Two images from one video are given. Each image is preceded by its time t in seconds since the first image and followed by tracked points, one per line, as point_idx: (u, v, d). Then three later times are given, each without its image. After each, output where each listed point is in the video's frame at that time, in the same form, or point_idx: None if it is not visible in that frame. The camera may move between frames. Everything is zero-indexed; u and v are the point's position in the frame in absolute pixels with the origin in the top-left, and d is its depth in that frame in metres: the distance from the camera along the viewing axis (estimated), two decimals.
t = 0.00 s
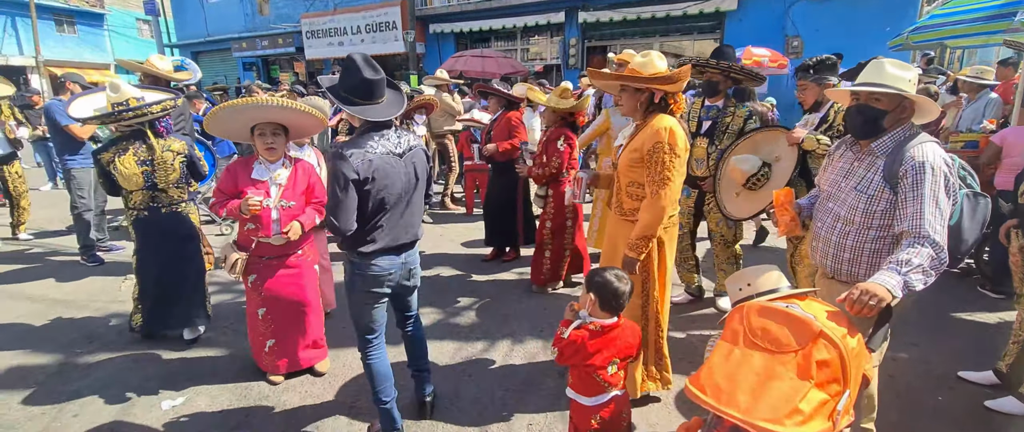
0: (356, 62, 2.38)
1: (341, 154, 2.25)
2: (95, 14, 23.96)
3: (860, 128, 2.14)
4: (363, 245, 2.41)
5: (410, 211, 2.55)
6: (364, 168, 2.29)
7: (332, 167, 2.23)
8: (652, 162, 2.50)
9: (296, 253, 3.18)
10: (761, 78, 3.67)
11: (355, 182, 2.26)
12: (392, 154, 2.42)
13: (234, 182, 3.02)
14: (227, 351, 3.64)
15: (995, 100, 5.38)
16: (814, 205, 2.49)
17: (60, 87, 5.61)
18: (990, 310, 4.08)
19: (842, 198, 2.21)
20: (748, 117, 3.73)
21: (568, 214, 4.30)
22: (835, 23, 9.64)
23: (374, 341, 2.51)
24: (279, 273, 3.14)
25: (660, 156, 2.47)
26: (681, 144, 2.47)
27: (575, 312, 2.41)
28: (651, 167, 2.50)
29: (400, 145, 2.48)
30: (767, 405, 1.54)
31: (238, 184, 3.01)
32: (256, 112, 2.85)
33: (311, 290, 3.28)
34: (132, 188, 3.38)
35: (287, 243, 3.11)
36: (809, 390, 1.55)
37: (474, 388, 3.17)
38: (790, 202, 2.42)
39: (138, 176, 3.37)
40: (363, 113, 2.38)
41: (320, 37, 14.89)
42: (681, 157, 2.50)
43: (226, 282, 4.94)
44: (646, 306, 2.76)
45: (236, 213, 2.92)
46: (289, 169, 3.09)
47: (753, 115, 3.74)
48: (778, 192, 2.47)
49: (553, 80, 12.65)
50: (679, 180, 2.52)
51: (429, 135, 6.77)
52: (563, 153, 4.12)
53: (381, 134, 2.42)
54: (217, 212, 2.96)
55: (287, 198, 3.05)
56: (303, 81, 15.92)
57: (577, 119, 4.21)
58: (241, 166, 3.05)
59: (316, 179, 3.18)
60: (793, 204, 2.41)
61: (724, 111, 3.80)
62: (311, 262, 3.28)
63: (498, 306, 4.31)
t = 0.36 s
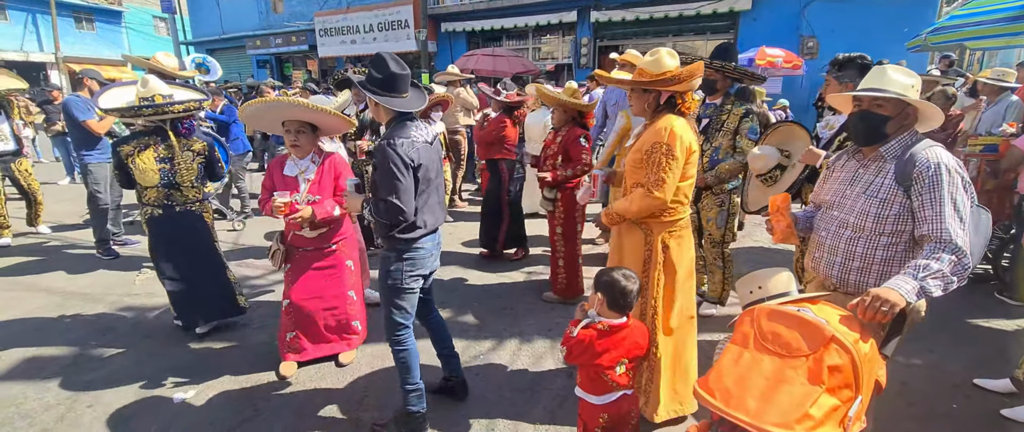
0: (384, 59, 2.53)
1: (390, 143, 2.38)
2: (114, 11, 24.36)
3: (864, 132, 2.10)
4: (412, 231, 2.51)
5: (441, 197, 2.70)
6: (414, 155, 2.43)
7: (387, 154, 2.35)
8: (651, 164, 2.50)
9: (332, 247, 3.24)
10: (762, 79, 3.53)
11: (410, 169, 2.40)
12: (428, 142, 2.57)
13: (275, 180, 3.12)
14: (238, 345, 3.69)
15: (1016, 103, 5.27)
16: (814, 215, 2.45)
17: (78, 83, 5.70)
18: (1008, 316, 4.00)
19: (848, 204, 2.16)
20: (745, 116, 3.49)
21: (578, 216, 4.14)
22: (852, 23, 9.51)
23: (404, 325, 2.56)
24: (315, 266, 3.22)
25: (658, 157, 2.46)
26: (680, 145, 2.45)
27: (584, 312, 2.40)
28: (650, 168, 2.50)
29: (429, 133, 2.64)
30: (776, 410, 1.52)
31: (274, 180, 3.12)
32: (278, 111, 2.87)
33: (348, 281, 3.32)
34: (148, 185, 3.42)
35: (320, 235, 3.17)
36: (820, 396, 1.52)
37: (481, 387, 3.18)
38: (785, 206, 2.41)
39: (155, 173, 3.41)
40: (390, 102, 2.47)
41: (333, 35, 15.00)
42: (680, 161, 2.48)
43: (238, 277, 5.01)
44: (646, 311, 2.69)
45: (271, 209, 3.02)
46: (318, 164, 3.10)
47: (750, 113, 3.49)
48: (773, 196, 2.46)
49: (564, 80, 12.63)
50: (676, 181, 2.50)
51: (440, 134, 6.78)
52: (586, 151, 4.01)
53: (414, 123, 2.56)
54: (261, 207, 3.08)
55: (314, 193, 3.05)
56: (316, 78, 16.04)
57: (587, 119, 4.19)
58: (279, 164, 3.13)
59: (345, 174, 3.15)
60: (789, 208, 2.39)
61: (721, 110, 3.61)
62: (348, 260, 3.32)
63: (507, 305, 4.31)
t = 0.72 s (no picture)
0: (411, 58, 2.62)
1: (392, 135, 2.47)
2: (131, 11, 24.77)
3: (875, 133, 2.05)
4: (419, 224, 2.57)
5: (455, 194, 2.71)
6: (413, 146, 2.49)
7: (385, 146, 2.45)
8: (664, 166, 2.49)
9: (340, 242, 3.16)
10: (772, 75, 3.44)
11: (406, 160, 2.45)
12: (436, 138, 2.59)
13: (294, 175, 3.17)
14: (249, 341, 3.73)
15: None
16: (815, 216, 2.42)
17: (95, 82, 5.79)
18: None
19: (859, 205, 2.10)
20: (751, 112, 3.44)
21: (591, 218, 4.14)
22: (868, 21, 9.35)
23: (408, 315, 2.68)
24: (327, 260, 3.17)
25: (671, 159, 2.46)
26: (694, 148, 2.44)
27: (591, 310, 2.39)
28: (662, 169, 2.50)
29: (443, 130, 2.66)
30: (786, 412, 1.50)
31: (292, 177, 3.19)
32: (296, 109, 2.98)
33: (355, 280, 3.24)
34: (135, 182, 3.22)
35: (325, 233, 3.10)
36: (832, 400, 1.49)
37: (489, 385, 3.17)
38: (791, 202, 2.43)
39: (146, 171, 3.22)
40: (413, 100, 2.56)
41: (345, 34, 15.09)
42: (693, 160, 2.47)
43: (250, 273, 5.06)
44: (654, 307, 2.69)
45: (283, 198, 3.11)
46: (326, 162, 3.02)
47: (757, 109, 3.43)
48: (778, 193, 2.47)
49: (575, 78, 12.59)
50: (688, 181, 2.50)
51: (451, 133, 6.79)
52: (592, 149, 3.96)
53: (426, 120, 2.62)
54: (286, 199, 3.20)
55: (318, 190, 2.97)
56: (328, 77, 16.15)
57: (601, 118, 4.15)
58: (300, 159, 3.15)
59: (350, 172, 2.97)
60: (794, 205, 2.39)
61: (728, 107, 3.56)
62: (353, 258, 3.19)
63: (515, 305, 4.30)
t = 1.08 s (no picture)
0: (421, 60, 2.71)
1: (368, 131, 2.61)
2: (148, 13, 25.17)
3: (881, 129, 2.01)
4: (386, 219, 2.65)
5: (427, 198, 2.56)
6: (375, 144, 2.54)
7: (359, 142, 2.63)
8: (688, 168, 2.47)
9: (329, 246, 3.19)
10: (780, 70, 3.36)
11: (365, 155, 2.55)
12: (405, 137, 2.54)
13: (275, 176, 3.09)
14: (260, 339, 3.75)
15: None
16: (815, 209, 2.39)
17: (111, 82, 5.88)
18: None
19: (857, 204, 2.08)
20: (755, 110, 3.38)
21: (598, 218, 4.09)
22: (885, 18, 9.19)
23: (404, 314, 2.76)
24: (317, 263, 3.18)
25: (697, 160, 2.43)
26: (718, 146, 2.43)
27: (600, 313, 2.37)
28: (688, 169, 2.47)
29: (421, 129, 2.56)
30: (799, 416, 1.47)
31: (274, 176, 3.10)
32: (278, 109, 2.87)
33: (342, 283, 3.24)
34: (145, 184, 3.25)
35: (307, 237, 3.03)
36: (847, 404, 1.46)
37: (497, 385, 3.16)
38: (797, 198, 2.37)
39: (156, 172, 3.24)
40: (414, 99, 2.63)
41: (357, 33, 15.18)
42: (718, 158, 2.47)
43: (262, 271, 5.10)
44: (675, 301, 2.71)
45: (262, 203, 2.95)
46: (314, 166, 2.98)
47: (761, 107, 3.36)
48: (785, 187, 2.41)
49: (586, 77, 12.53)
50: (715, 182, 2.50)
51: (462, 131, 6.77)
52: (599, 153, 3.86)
53: (408, 120, 2.62)
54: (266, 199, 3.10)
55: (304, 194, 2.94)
56: (340, 76, 16.26)
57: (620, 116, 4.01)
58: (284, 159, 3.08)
59: (340, 178, 2.97)
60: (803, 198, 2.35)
61: (734, 104, 3.50)
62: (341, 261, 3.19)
63: (524, 304, 4.29)
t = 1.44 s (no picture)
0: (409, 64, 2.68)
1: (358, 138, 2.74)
2: (162, 14, 25.50)
3: (895, 130, 1.97)
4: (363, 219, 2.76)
5: (384, 200, 2.55)
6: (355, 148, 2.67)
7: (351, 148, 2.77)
8: (694, 160, 2.45)
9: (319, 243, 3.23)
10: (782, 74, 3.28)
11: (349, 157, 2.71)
12: (373, 141, 2.57)
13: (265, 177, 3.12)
14: (270, 337, 3.79)
15: None
16: (826, 208, 2.36)
17: (125, 82, 5.96)
18: None
19: (869, 205, 2.05)
20: (753, 113, 3.36)
21: (610, 217, 4.11)
22: (899, 17, 9.07)
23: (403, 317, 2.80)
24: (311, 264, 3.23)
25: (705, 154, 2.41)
26: (724, 141, 2.42)
27: (607, 316, 2.36)
28: (694, 165, 2.46)
29: (383, 132, 2.55)
30: (809, 418, 1.45)
31: (263, 175, 3.08)
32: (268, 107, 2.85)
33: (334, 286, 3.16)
34: (175, 185, 3.28)
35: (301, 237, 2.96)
36: (858, 407, 1.44)
37: (505, 384, 3.16)
38: (806, 201, 2.32)
39: (183, 173, 3.28)
40: (396, 105, 2.61)
41: (366, 34, 15.26)
42: (725, 153, 2.46)
43: (272, 270, 5.15)
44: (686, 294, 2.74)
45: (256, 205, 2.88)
46: (308, 164, 2.98)
47: (760, 111, 3.36)
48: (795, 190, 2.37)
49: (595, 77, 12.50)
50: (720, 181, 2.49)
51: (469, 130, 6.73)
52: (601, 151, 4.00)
53: (381, 124, 2.63)
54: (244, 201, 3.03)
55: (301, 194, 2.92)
56: (350, 77, 16.37)
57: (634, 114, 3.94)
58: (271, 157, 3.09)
59: (336, 177, 2.99)
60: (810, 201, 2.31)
61: (735, 108, 3.46)
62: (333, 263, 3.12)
63: (532, 304, 4.28)
